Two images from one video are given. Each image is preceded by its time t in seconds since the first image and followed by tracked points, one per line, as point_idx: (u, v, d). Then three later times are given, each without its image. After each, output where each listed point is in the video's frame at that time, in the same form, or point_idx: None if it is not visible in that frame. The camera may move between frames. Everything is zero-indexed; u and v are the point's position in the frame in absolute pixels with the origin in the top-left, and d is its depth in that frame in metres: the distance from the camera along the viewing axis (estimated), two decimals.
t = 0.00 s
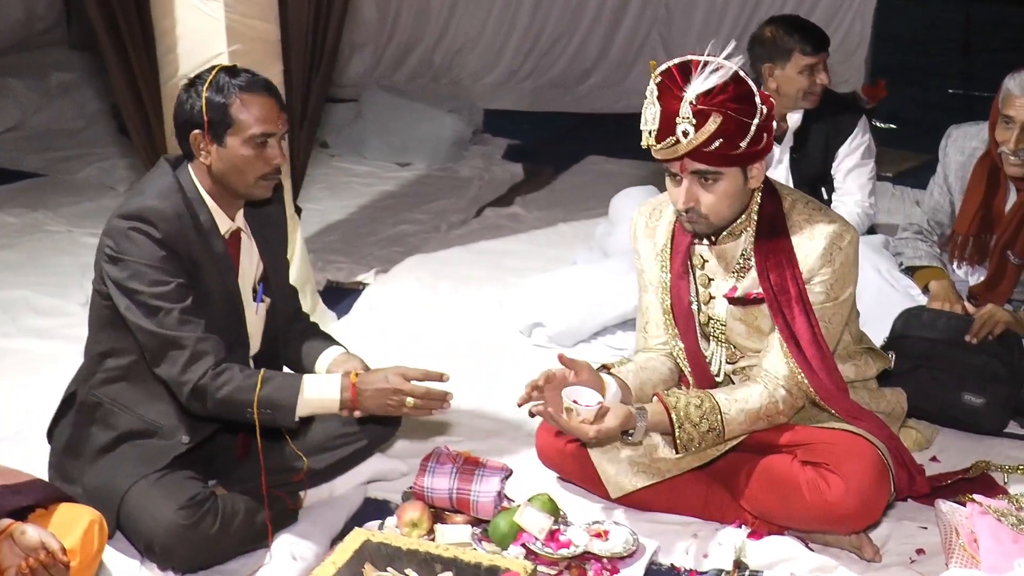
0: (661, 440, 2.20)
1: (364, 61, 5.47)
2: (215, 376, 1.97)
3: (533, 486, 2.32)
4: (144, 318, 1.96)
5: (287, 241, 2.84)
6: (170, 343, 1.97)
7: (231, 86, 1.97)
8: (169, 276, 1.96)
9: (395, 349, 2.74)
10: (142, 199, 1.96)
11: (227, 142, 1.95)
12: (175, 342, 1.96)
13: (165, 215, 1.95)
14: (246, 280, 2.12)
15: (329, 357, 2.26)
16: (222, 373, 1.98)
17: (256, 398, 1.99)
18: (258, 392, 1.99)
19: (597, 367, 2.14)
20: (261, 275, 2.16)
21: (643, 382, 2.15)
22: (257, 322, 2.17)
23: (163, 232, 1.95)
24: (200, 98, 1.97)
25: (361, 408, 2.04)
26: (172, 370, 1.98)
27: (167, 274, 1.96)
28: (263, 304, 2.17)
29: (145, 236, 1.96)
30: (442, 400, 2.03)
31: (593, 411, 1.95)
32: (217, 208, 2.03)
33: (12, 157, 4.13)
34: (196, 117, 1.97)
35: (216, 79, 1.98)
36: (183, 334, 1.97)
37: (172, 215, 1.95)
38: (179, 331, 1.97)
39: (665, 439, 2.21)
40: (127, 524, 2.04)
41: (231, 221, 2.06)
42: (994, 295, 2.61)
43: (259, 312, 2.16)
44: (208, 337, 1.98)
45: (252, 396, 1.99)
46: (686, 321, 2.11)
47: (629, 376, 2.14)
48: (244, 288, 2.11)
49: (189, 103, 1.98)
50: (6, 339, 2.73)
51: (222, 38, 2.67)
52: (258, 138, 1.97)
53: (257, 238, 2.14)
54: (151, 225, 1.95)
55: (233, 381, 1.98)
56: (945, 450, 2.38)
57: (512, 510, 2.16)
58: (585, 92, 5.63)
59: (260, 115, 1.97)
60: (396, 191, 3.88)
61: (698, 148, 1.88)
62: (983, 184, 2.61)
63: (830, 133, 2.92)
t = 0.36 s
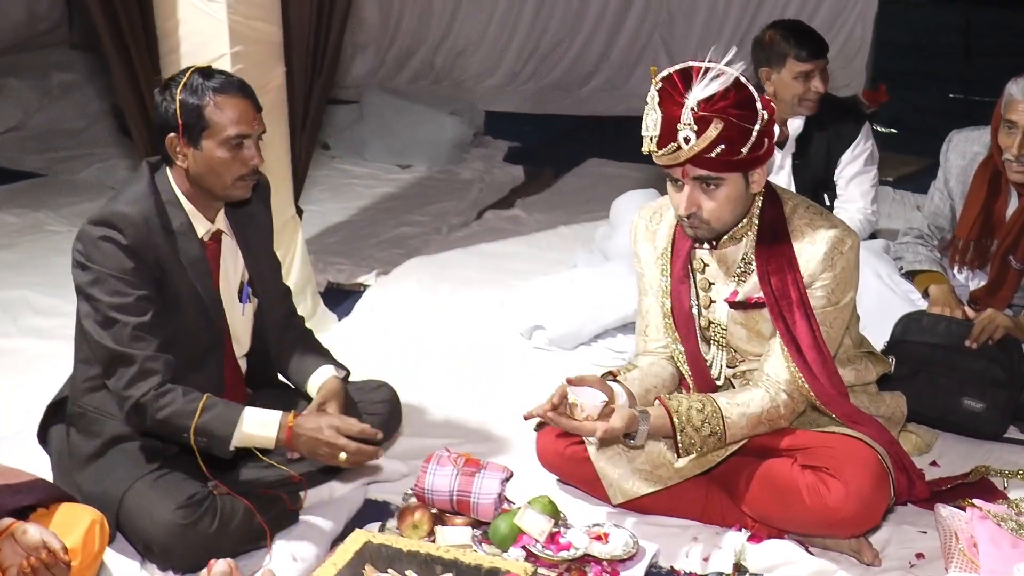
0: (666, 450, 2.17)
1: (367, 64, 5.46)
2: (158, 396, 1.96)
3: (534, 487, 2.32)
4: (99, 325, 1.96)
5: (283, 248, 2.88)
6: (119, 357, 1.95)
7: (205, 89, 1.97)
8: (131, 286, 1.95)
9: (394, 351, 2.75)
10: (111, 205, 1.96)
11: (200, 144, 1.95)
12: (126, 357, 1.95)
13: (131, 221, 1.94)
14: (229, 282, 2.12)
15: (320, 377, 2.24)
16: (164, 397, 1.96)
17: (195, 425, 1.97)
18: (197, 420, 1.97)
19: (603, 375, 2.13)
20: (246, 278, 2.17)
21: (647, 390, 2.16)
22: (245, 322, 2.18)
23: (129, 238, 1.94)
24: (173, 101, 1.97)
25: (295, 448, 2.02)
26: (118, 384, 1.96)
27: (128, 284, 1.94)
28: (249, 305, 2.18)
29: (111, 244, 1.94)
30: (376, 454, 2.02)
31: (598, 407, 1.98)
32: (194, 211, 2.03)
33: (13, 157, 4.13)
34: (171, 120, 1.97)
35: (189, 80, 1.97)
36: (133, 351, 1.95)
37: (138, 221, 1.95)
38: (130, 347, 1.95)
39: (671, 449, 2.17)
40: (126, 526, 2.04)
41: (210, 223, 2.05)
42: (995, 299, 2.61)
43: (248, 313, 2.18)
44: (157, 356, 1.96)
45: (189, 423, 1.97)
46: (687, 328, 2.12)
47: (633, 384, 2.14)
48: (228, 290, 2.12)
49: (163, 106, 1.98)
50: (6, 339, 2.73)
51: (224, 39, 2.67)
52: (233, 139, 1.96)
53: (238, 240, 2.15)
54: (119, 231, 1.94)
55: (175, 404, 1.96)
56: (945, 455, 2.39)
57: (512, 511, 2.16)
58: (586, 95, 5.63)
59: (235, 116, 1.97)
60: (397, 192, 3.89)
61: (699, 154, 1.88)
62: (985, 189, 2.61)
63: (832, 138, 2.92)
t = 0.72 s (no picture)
0: (667, 452, 2.19)
1: (369, 64, 5.49)
2: (132, 411, 1.97)
3: (533, 488, 2.33)
4: (80, 333, 1.96)
5: (282, 248, 2.89)
6: (97, 367, 1.96)
7: (196, 92, 1.97)
8: (115, 297, 1.94)
9: (394, 352, 2.75)
10: (99, 212, 1.97)
11: (193, 148, 1.95)
12: (104, 368, 1.96)
13: (118, 228, 1.95)
14: (223, 284, 2.12)
15: (314, 385, 2.24)
16: (136, 414, 1.98)
17: (164, 444, 1.98)
18: (166, 443, 1.98)
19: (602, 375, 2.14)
20: (241, 279, 2.17)
21: (648, 391, 2.16)
22: (241, 323, 2.19)
23: (117, 247, 1.94)
24: (164, 104, 1.97)
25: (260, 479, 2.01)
26: (92, 394, 1.97)
27: (110, 294, 1.94)
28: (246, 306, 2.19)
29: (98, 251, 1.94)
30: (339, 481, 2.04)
31: (600, 409, 1.99)
32: (186, 214, 2.03)
33: (15, 156, 4.14)
34: (161, 124, 1.97)
35: (181, 84, 1.97)
36: (111, 363, 1.96)
37: (126, 229, 1.95)
38: (107, 359, 1.95)
39: (670, 451, 2.19)
40: (127, 524, 2.05)
41: (203, 225, 2.06)
42: (994, 303, 2.60)
43: (244, 315, 2.19)
44: (135, 369, 1.97)
45: (160, 442, 1.98)
46: (686, 330, 2.12)
47: (633, 384, 2.15)
48: (223, 292, 2.13)
49: (154, 110, 1.98)
50: (7, 338, 2.74)
51: (226, 39, 2.67)
52: (226, 143, 1.96)
53: (233, 240, 2.15)
54: (107, 239, 1.94)
55: (147, 420, 1.98)
56: (944, 457, 2.39)
57: (511, 512, 2.16)
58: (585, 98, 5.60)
59: (226, 120, 1.97)
60: (397, 193, 3.89)
61: (699, 157, 1.88)
62: (986, 192, 2.62)
63: (834, 141, 2.92)
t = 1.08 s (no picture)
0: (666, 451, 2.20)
1: (368, 64, 5.49)
2: (127, 418, 2.00)
3: (531, 487, 2.33)
4: (74, 340, 1.98)
5: (280, 247, 2.90)
6: (91, 374, 1.98)
7: (193, 98, 1.96)
8: (108, 303, 1.95)
9: (392, 352, 2.75)
10: (92, 218, 1.97)
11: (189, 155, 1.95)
12: (98, 375, 1.98)
13: (111, 235, 1.95)
14: (221, 288, 2.14)
15: (308, 390, 2.25)
16: (131, 421, 2.00)
17: (156, 450, 2.00)
18: (157, 449, 2.00)
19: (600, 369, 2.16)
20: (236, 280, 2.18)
21: (645, 390, 2.16)
22: (239, 325, 2.21)
23: (110, 254, 1.95)
24: (159, 112, 1.96)
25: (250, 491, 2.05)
26: (87, 400, 1.99)
27: (104, 301, 1.95)
28: (242, 308, 2.20)
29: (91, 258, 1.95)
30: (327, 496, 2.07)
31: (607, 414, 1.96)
32: (182, 218, 2.04)
33: (14, 154, 4.14)
34: (155, 130, 1.97)
35: (177, 90, 1.97)
36: (106, 371, 1.98)
37: (119, 236, 1.95)
38: (101, 365, 1.97)
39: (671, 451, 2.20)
40: (124, 523, 2.05)
41: (199, 231, 2.07)
42: (992, 303, 2.62)
43: (240, 317, 2.20)
44: (130, 376, 1.99)
45: (152, 448, 2.00)
46: (685, 332, 2.12)
47: (631, 382, 2.15)
48: (220, 292, 2.14)
49: (150, 117, 1.97)
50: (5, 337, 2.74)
51: (225, 38, 2.67)
52: (223, 150, 1.96)
53: (230, 242, 2.15)
54: (101, 246, 1.95)
55: (142, 428, 2.00)
56: (941, 457, 2.40)
57: (508, 510, 2.16)
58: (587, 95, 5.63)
59: (223, 127, 1.97)
60: (396, 193, 3.89)
61: (699, 161, 1.89)
62: (983, 194, 2.63)
63: (829, 142, 2.93)
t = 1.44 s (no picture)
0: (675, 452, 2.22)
1: (365, 61, 5.49)
2: (124, 416, 2.00)
3: (528, 484, 2.34)
4: (69, 341, 1.99)
5: (276, 245, 2.90)
6: (87, 373, 1.98)
7: (186, 99, 1.96)
8: (102, 303, 1.95)
9: (389, 349, 2.76)
10: (87, 218, 1.97)
11: (186, 157, 1.95)
12: (93, 374, 1.98)
13: (105, 235, 1.95)
14: (217, 285, 2.16)
15: (305, 387, 2.26)
16: (128, 419, 2.00)
17: (152, 448, 2.01)
18: (154, 446, 2.01)
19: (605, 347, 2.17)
20: (231, 278, 2.18)
21: (643, 386, 2.18)
22: (235, 323, 2.23)
23: (104, 253, 1.94)
24: (155, 113, 1.96)
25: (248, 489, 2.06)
26: (83, 398, 2.00)
27: (98, 302, 1.95)
28: (237, 305, 2.20)
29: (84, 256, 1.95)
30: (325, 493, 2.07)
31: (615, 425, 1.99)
32: (175, 216, 2.04)
33: (10, 152, 4.13)
34: (152, 132, 1.97)
35: (172, 90, 1.96)
36: (102, 370, 1.98)
37: (112, 236, 1.95)
38: (97, 365, 1.97)
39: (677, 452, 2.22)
40: (121, 518, 2.05)
41: (194, 228, 2.07)
42: (987, 299, 2.63)
43: (236, 316, 2.22)
44: (125, 375, 1.99)
45: (149, 445, 2.00)
46: (685, 329, 2.13)
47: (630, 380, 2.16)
48: (214, 292, 2.16)
49: (145, 117, 1.97)
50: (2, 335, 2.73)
51: (220, 34, 2.66)
52: (218, 152, 1.97)
53: (226, 240, 2.15)
54: (94, 245, 1.95)
55: (138, 426, 2.00)
56: (936, 452, 2.41)
57: (505, 506, 2.17)
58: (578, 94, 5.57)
59: (218, 128, 1.97)
60: (392, 190, 3.89)
61: (704, 169, 1.89)
62: (979, 188, 2.63)
63: (824, 138, 2.93)
